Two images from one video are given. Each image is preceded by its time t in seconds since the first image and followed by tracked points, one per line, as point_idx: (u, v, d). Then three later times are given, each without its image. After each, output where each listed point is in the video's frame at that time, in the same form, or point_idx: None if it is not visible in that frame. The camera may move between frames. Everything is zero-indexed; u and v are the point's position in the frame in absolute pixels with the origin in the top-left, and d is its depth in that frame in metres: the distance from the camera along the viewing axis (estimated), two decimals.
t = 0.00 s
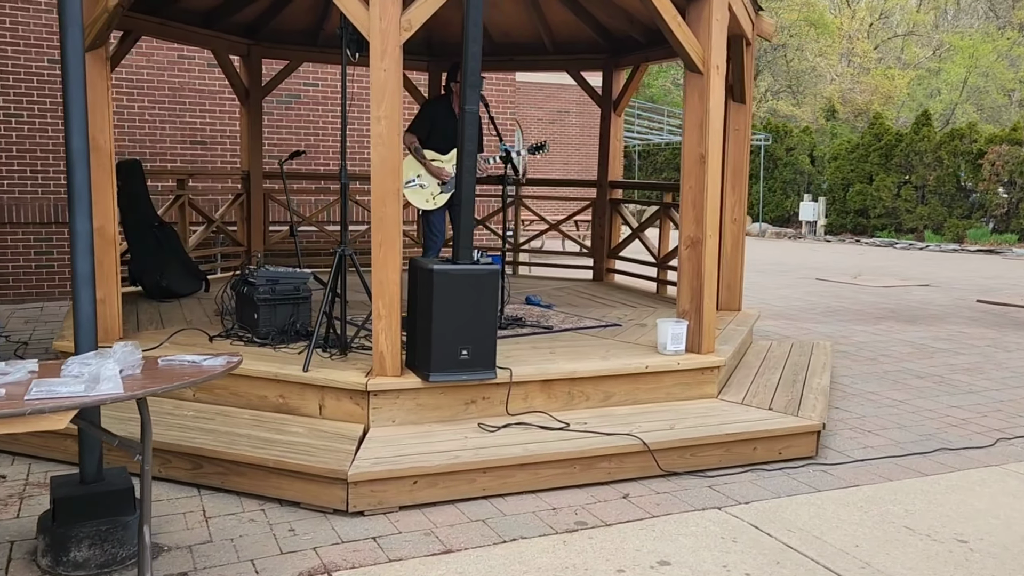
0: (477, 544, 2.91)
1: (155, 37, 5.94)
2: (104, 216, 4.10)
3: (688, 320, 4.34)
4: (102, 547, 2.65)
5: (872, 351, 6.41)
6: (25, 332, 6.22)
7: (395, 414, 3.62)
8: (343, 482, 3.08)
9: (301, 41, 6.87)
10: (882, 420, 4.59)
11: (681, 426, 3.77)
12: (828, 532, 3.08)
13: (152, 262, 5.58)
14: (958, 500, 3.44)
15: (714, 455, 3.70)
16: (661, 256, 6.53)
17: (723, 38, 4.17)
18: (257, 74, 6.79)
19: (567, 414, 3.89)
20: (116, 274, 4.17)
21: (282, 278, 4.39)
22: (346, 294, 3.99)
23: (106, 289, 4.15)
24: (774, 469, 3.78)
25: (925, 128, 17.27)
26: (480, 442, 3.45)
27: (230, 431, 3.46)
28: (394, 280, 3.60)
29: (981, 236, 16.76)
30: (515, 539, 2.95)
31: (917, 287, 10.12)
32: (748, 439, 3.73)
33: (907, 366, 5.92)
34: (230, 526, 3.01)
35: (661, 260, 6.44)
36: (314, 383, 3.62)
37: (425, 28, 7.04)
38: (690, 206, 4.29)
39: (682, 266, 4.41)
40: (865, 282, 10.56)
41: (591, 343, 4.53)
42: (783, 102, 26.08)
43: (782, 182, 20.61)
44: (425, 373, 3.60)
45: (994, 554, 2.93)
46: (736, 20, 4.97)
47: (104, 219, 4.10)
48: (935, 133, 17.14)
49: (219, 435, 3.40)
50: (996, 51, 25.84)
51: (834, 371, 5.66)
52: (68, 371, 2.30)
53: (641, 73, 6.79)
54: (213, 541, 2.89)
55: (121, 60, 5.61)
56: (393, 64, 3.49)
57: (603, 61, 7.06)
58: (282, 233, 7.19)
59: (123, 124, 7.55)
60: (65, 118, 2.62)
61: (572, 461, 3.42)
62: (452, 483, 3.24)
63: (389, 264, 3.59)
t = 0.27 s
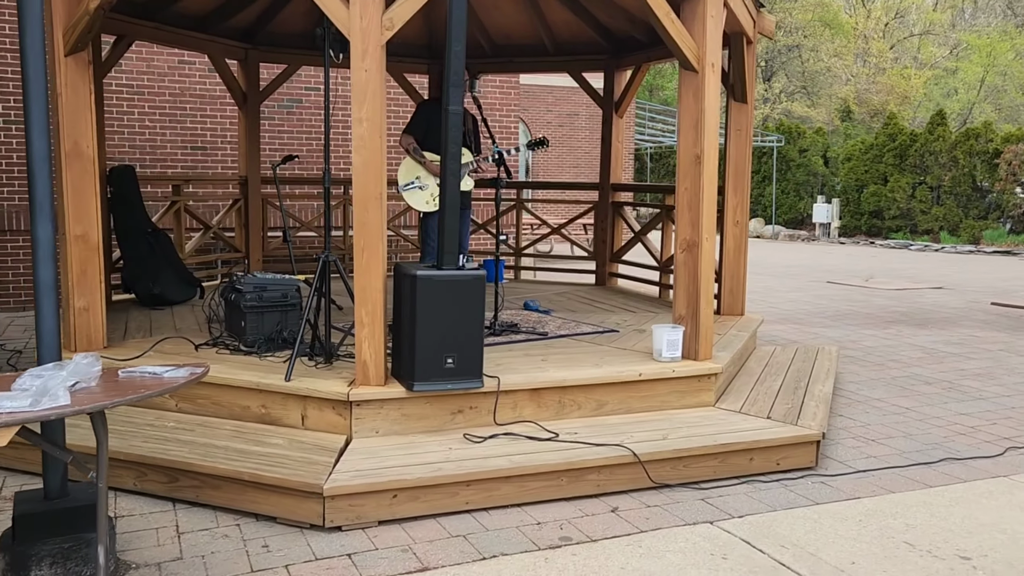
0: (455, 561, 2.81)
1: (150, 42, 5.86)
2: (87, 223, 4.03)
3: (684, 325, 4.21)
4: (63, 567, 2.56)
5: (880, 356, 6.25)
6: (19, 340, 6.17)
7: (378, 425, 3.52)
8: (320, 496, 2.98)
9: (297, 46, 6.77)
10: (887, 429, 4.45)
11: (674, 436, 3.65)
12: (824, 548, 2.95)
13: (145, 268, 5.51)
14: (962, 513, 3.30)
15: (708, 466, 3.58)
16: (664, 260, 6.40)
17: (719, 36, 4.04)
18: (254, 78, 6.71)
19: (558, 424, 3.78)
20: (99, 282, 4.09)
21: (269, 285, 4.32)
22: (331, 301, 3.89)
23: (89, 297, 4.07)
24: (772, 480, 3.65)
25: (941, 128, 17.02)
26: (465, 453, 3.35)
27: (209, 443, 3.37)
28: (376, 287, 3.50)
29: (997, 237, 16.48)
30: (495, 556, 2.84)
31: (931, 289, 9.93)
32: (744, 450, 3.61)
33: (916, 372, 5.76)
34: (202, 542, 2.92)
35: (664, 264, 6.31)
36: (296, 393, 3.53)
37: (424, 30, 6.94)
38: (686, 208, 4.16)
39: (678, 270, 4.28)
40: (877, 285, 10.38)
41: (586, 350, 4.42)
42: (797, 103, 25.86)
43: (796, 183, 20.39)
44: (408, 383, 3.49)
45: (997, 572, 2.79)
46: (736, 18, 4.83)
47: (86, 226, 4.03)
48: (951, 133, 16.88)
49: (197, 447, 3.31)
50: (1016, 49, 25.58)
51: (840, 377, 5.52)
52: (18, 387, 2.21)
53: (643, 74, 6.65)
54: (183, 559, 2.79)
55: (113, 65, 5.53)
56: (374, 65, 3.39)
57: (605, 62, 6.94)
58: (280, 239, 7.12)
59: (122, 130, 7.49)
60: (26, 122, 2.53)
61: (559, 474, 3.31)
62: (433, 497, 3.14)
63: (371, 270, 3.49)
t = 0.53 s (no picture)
0: None
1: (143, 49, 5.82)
2: (68, 233, 3.98)
3: (679, 333, 4.10)
4: None
5: (889, 361, 6.10)
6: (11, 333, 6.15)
7: (361, 437, 3.43)
8: (294, 513, 2.90)
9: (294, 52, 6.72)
10: (891, 438, 4.31)
11: (666, 448, 3.54)
12: (817, 566, 2.84)
13: (138, 277, 5.43)
14: (965, 529, 3.17)
15: (701, 479, 3.46)
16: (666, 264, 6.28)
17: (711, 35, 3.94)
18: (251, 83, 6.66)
19: (547, 436, 3.67)
20: (82, 292, 4.05)
21: (256, 293, 4.24)
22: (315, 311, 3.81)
23: (72, 307, 4.02)
24: (767, 493, 3.53)
25: (957, 127, 16.77)
26: (448, 467, 3.25)
27: (187, 456, 3.30)
28: (357, 297, 3.42)
29: (1015, 237, 16.20)
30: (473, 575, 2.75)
31: (945, 292, 9.74)
32: (739, 462, 3.49)
33: (925, 378, 5.61)
34: (174, 560, 2.84)
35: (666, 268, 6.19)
36: (276, 405, 3.45)
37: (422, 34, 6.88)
38: (679, 212, 4.05)
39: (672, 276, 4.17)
40: (890, 287, 10.20)
41: (580, 358, 4.32)
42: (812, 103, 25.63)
43: (810, 184, 20.17)
44: (391, 395, 3.40)
45: None
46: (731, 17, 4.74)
47: (69, 236, 3.99)
48: (967, 132, 16.63)
49: (174, 462, 3.24)
50: None
51: (845, 384, 5.38)
52: None
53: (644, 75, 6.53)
54: None
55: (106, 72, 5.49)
56: (351, 70, 3.32)
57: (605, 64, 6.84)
58: (280, 246, 7.06)
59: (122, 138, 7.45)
60: None
61: (544, 488, 3.21)
62: (413, 513, 3.05)
63: (351, 280, 3.41)
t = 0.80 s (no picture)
0: None
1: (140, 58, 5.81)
2: (55, 243, 3.96)
3: (672, 341, 4.01)
4: None
5: (897, 367, 5.96)
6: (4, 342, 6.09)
7: (341, 449, 3.38)
8: (266, 528, 2.84)
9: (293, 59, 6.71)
10: (893, 448, 4.19)
11: (653, 460, 3.45)
12: None
13: (134, 285, 5.41)
14: (961, 544, 3.05)
15: (688, 491, 3.37)
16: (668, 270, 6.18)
17: (701, 37, 3.85)
18: (251, 91, 6.64)
19: (533, 447, 3.60)
20: (69, 303, 4.02)
21: (243, 302, 4.20)
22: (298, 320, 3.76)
23: (59, 318, 4.00)
24: (758, 506, 3.43)
25: (978, 126, 16.48)
26: (427, 480, 3.19)
27: (164, 469, 3.26)
28: (336, 307, 3.36)
29: None
30: None
31: (962, 295, 9.55)
32: (728, 474, 3.39)
33: (933, 385, 5.47)
34: None
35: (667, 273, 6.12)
36: (256, 416, 3.40)
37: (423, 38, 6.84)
38: (671, 218, 3.96)
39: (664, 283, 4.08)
40: (905, 290, 10.02)
41: (571, 367, 4.24)
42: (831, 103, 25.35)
43: (828, 186, 19.93)
44: (371, 406, 3.34)
45: None
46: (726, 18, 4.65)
47: (55, 246, 3.97)
48: (988, 131, 16.34)
49: (150, 475, 3.20)
50: None
51: (850, 391, 5.25)
52: None
53: (646, 78, 6.42)
54: None
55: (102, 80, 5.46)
56: (328, 77, 3.27)
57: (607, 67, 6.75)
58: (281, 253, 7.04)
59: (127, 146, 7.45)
60: None
61: (525, 501, 3.13)
62: (388, 528, 2.98)
63: (331, 290, 3.35)
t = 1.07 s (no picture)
0: None
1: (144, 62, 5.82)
2: (48, 248, 3.97)
3: (664, 346, 3.94)
4: None
5: (907, 372, 5.84)
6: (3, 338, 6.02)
7: (323, 455, 3.35)
8: (239, 535, 2.83)
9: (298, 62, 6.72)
10: (893, 455, 4.09)
11: (639, 467, 3.39)
12: None
13: (136, 289, 5.41)
14: (952, 557, 2.96)
15: (674, 500, 3.31)
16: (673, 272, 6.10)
17: (693, 35, 3.78)
18: (256, 94, 6.65)
19: (519, 453, 3.55)
20: (61, 307, 4.03)
21: (235, 306, 4.19)
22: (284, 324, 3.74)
23: (52, 322, 4.01)
24: (746, 515, 3.36)
25: (1006, 125, 16.16)
26: (406, 487, 3.16)
27: (146, 474, 3.25)
28: (318, 311, 3.34)
29: None
30: None
31: (983, 297, 9.35)
32: (715, 483, 3.33)
33: (942, 390, 5.35)
34: None
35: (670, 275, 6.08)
36: (238, 421, 3.39)
37: (428, 40, 6.81)
38: (663, 220, 3.89)
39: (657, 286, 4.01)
40: (924, 292, 9.83)
41: (564, 371, 4.19)
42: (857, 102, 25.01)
43: (852, 186, 19.65)
44: (352, 411, 3.32)
45: None
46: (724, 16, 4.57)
47: (47, 251, 3.97)
48: (1017, 130, 16.01)
49: (130, 480, 3.19)
50: None
51: (855, 396, 5.14)
52: None
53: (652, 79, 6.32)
54: None
55: (105, 86, 5.51)
56: (310, 79, 3.23)
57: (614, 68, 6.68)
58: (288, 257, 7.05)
59: (138, 150, 7.49)
60: None
61: (504, 509, 3.09)
62: (364, 536, 2.95)
63: (312, 294, 3.33)
